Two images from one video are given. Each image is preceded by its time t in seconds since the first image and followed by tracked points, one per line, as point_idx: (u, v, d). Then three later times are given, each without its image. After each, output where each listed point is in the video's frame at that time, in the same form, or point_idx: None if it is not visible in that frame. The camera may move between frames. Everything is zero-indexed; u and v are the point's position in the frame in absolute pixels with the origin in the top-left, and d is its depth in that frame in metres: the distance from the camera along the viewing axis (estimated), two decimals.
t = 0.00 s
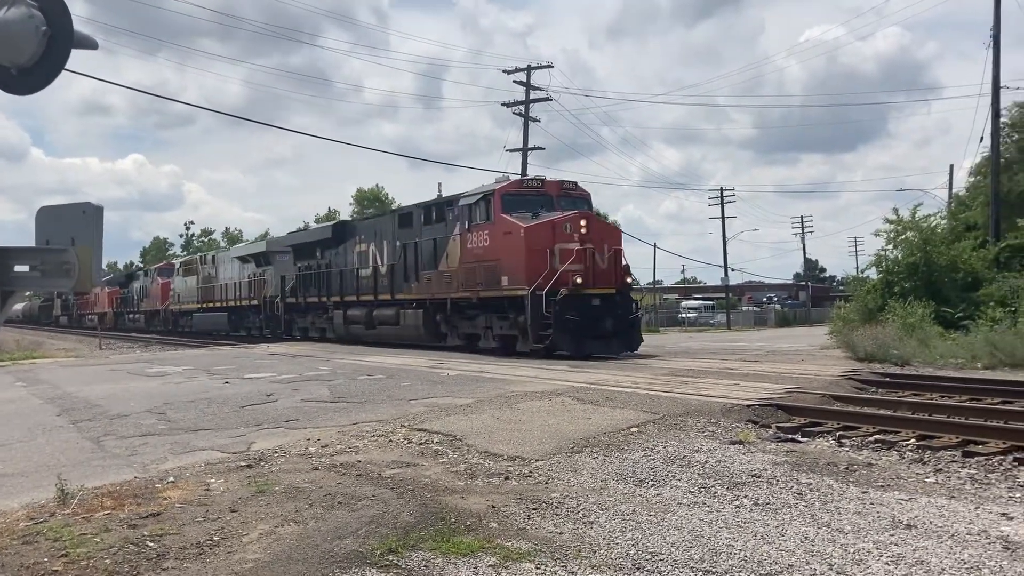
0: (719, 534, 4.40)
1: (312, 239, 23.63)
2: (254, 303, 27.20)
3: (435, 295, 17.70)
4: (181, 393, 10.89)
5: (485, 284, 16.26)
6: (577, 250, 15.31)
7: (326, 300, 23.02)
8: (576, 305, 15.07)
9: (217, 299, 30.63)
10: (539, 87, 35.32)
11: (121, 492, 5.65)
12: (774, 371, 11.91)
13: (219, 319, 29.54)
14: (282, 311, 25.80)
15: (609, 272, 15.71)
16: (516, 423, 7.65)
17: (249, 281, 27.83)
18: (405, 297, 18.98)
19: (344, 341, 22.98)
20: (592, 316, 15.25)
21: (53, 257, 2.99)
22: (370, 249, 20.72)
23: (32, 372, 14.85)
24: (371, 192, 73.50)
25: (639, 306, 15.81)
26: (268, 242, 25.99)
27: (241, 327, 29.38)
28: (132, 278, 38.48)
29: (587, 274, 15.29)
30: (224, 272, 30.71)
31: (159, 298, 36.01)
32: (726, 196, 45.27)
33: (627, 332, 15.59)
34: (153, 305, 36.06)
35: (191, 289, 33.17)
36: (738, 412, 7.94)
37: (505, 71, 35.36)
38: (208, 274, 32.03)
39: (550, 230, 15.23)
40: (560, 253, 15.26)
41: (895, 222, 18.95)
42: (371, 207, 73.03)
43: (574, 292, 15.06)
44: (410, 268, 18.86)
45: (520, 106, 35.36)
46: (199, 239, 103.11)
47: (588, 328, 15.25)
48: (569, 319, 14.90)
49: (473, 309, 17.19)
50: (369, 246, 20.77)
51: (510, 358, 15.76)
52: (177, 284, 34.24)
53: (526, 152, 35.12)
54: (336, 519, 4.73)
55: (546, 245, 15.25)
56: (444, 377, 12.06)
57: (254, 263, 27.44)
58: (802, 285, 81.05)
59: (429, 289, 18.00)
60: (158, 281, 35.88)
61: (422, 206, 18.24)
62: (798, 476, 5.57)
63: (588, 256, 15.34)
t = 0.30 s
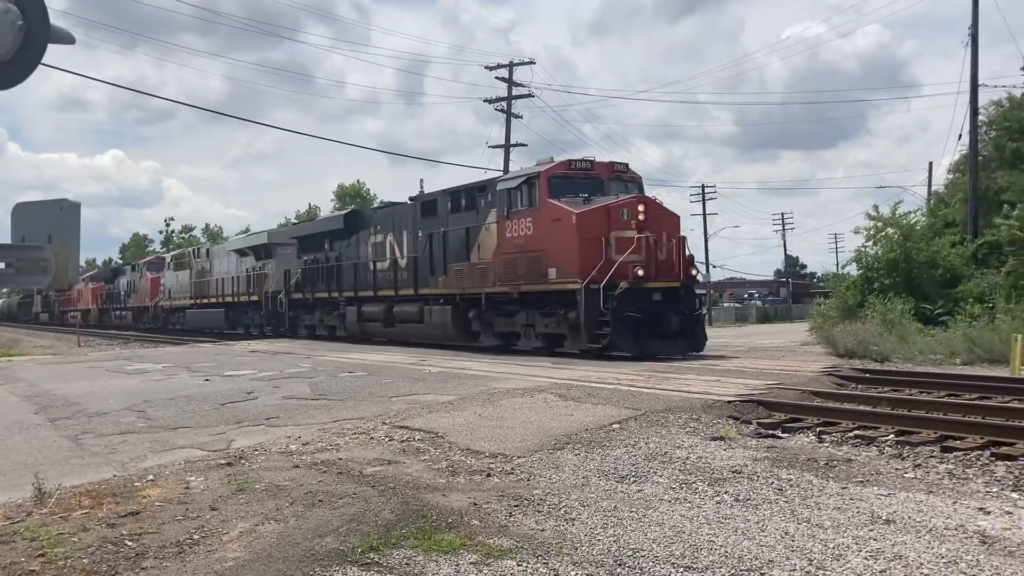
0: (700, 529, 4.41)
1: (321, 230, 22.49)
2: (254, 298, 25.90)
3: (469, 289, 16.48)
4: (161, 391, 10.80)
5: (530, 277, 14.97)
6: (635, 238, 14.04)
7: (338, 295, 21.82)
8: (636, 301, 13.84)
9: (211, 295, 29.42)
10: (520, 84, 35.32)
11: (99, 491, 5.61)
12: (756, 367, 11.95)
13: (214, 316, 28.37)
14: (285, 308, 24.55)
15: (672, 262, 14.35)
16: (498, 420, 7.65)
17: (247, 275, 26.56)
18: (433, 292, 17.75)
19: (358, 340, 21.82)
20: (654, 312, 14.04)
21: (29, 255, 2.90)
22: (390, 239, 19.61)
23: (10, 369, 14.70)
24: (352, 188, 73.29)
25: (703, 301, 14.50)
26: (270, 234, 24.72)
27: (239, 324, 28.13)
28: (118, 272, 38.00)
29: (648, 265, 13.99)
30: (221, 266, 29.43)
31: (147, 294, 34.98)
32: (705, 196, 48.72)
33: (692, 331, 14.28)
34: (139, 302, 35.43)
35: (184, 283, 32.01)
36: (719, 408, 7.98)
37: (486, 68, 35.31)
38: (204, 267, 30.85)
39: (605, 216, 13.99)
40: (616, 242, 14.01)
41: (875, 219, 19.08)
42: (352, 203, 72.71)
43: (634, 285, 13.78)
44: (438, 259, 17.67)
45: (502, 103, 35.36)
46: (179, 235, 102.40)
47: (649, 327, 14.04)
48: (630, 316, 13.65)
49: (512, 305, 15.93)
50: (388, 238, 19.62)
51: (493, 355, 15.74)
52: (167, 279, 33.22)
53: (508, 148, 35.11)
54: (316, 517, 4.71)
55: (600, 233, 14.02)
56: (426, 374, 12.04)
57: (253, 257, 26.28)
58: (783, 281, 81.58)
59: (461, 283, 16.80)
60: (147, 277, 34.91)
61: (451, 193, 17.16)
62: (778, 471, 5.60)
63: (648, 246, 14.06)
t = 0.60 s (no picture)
0: (683, 526, 4.43)
1: (338, 222, 21.44)
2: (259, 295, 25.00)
3: (514, 284, 15.20)
4: (143, 390, 10.72)
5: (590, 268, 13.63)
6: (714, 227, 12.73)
7: (357, 291, 20.72)
8: (720, 296, 12.40)
9: (212, 292, 28.33)
10: (504, 81, 35.30)
11: (80, 490, 5.56)
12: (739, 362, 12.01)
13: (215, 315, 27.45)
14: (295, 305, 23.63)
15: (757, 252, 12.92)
16: (482, 417, 7.65)
17: (254, 272, 25.64)
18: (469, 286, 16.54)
19: (380, 338, 20.70)
20: (741, 309, 12.58)
21: None
22: (418, 230, 18.45)
23: None
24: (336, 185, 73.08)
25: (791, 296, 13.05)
26: (277, 229, 24.31)
27: (241, 322, 27.20)
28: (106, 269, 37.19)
29: (733, 256, 12.58)
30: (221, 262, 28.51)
31: (141, 291, 33.87)
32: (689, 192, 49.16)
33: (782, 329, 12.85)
34: (130, 300, 34.69)
35: (179, 281, 31.03)
36: (703, 405, 8.00)
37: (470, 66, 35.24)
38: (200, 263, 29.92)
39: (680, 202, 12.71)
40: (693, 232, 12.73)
41: (857, 217, 19.20)
42: (336, 201, 72.47)
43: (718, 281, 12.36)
44: (476, 251, 16.45)
45: (486, 100, 35.33)
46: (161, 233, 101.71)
47: (734, 326, 12.61)
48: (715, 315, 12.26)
49: (564, 302, 14.58)
50: (417, 229, 18.43)
51: (477, 352, 15.70)
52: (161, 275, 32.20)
53: (492, 146, 35.10)
54: (299, 516, 4.69)
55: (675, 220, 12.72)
56: (411, 372, 12.00)
57: (262, 252, 25.26)
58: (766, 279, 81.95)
59: (503, 277, 15.53)
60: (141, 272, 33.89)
61: (488, 178, 15.95)
62: (761, 468, 5.63)
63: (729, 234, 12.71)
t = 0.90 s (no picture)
0: (670, 525, 4.44)
1: (362, 213, 19.71)
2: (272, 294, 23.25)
3: (577, 280, 13.47)
4: (129, 390, 10.65)
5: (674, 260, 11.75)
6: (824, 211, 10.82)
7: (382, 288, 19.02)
8: (839, 291, 10.16)
9: (217, 291, 26.87)
10: (491, 81, 35.31)
11: (65, 492, 5.53)
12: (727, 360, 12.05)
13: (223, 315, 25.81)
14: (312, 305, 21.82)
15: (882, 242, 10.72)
16: (469, 417, 7.64)
17: (267, 268, 23.84)
18: (521, 282, 14.84)
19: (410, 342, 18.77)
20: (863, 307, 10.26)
21: None
22: (457, 222, 16.70)
23: None
24: (322, 185, 72.84)
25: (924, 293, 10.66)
26: (290, 222, 22.47)
27: (250, 323, 25.45)
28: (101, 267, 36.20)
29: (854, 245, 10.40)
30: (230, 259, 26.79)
31: (139, 292, 32.68)
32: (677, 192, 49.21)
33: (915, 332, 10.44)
34: (127, 299, 33.40)
35: (184, 278, 29.27)
36: (690, 404, 8.01)
37: (458, 65, 35.26)
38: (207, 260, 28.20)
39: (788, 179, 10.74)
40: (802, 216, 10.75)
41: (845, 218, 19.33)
42: (323, 201, 72.25)
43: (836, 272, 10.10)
44: (529, 242, 14.74)
45: (474, 101, 35.32)
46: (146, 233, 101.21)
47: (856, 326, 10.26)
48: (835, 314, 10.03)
49: (637, 299, 12.73)
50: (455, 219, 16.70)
51: (465, 352, 15.67)
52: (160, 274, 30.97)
53: (480, 146, 35.10)
54: (285, 516, 4.68)
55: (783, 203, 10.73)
56: (398, 372, 11.97)
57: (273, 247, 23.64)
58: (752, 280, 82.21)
59: (564, 271, 13.80)
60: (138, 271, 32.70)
61: (542, 163, 14.33)
62: (748, 467, 5.65)
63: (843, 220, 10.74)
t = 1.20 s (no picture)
0: (661, 526, 4.45)
1: (398, 205, 18.08)
2: (293, 295, 21.58)
3: (666, 277, 11.75)
4: (118, 393, 10.61)
5: (793, 251, 9.87)
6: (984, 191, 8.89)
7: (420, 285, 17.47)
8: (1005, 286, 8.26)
9: (228, 289, 25.34)
10: (482, 82, 35.35)
11: (54, 495, 5.51)
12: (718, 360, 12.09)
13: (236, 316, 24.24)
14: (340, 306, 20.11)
15: None
16: (460, 419, 7.64)
17: (288, 266, 22.13)
18: (596, 279, 13.13)
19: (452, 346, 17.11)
20: None
21: None
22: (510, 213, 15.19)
23: None
24: (313, 185, 72.71)
25: None
26: (313, 216, 20.87)
27: (265, 324, 24.00)
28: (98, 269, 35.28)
29: None
30: (242, 256, 25.23)
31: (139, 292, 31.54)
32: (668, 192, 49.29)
33: None
34: (127, 301, 31.96)
35: (190, 276, 27.63)
36: (681, 405, 8.03)
37: (449, 66, 35.29)
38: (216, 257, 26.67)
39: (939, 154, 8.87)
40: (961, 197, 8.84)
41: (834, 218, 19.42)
42: (313, 202, 72.13)
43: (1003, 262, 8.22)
44: (603, 232, 13.09)
45: (464, 101, 35.35)
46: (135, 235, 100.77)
47: None
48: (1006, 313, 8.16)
49: (742, 298, 10.92)
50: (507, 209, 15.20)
51: (455, 353, 15.65)
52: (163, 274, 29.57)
53: (470, 146, 35.12)
54: (276, 518, 4.68)
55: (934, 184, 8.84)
56: (390, 374, 11.95)
57: (290, 242, 22.18)
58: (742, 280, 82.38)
59: (649, 266, 12.12)
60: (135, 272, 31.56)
61: (615, 145, 12.82)
62: (738, 467, 5.67)
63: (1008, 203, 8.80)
